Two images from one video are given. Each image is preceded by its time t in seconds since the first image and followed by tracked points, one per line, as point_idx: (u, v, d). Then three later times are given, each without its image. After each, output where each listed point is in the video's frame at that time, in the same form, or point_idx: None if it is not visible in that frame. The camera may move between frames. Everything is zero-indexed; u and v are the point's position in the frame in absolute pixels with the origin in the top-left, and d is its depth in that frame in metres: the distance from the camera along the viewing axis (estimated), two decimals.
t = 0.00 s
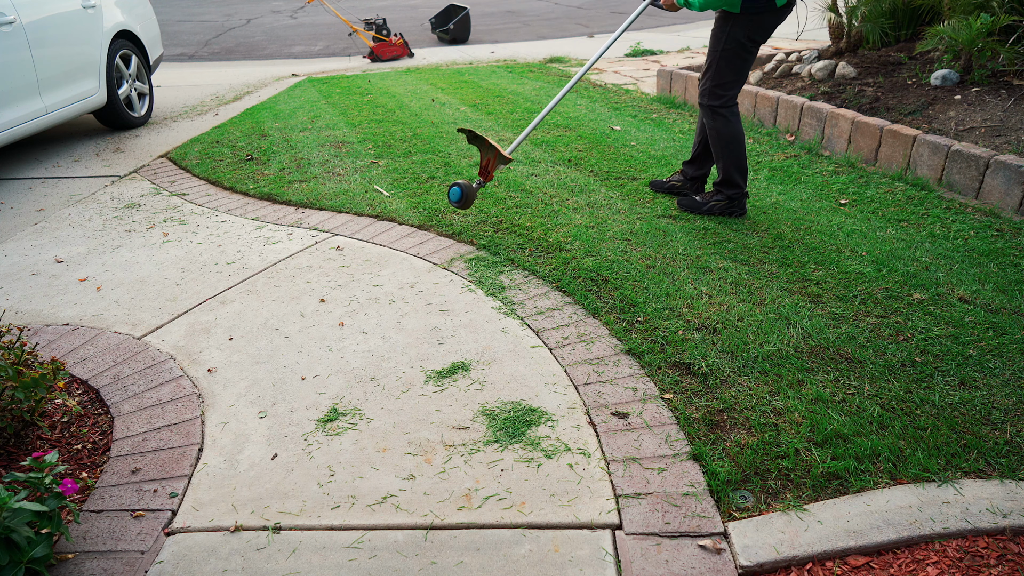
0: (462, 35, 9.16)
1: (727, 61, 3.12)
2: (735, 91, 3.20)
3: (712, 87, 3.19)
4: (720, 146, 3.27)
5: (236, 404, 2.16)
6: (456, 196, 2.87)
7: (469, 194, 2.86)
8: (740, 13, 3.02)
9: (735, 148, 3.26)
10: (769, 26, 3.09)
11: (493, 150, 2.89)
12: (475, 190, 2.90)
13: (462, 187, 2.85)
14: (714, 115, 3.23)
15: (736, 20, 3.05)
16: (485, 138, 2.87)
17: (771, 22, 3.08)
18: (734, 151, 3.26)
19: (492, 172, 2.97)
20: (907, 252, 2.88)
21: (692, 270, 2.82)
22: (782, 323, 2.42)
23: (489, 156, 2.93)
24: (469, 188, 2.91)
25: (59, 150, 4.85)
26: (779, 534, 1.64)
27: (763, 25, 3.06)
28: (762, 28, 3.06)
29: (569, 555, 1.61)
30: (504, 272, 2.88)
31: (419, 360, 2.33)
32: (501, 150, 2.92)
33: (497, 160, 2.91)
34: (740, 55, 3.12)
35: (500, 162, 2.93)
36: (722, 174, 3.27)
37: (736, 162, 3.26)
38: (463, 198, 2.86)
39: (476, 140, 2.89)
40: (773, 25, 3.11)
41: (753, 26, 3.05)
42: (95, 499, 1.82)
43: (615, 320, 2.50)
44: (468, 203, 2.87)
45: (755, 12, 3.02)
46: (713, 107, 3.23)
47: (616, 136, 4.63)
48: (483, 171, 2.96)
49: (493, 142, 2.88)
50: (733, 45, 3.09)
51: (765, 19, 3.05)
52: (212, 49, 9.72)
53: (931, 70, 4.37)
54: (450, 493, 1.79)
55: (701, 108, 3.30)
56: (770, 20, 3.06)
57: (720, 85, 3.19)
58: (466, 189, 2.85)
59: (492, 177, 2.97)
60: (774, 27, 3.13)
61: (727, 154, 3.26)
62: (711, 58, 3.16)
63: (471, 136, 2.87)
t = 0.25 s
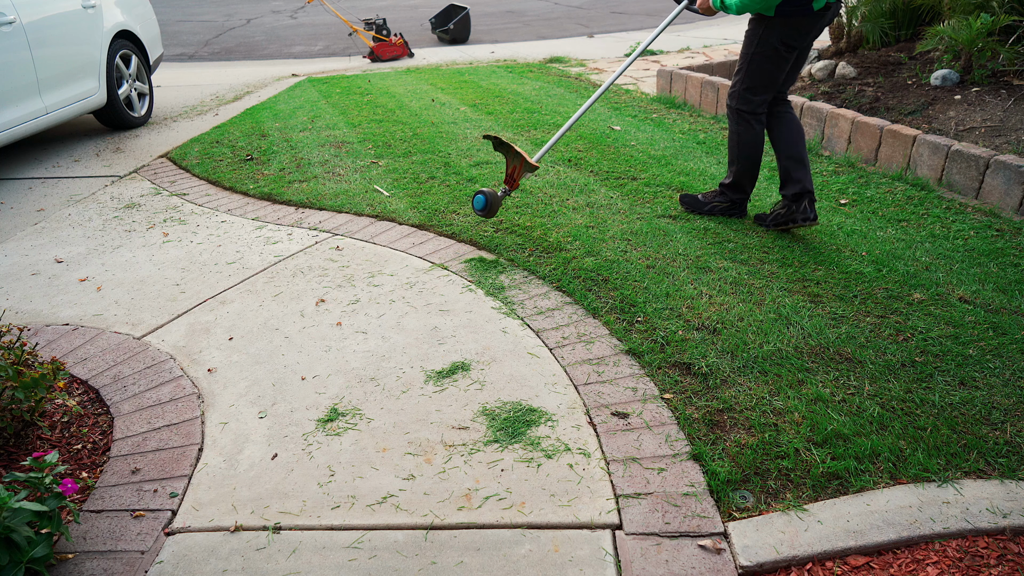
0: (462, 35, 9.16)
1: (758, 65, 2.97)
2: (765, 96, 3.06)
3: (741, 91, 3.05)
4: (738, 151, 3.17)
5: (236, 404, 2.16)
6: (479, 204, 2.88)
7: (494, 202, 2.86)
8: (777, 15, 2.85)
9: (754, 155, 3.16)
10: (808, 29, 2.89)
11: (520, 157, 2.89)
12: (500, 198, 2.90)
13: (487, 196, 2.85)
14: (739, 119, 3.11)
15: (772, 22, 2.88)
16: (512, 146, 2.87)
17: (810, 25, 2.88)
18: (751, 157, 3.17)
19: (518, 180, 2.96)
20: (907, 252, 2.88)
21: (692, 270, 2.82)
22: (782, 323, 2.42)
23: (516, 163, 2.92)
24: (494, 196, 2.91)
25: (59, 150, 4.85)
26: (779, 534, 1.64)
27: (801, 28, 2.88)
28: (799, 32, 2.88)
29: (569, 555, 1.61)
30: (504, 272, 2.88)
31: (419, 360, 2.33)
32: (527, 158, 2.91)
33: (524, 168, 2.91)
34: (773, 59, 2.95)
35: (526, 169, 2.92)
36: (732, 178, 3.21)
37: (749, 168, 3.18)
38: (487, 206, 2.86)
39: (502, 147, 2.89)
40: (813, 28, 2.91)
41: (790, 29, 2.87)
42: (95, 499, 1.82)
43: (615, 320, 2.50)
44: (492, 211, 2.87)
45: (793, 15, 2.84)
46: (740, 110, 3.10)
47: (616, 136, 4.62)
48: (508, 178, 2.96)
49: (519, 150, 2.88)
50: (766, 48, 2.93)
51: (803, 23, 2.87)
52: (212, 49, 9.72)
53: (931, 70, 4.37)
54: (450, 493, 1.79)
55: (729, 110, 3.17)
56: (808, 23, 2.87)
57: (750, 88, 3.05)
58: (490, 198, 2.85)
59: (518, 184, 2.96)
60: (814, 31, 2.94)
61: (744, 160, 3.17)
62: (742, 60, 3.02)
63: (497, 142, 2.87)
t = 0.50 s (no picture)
0: (462, 35, 9.15)
1: (790, 63, 2.77)
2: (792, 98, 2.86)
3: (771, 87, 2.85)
4: (772, 152, 2.90)
5: (236, 404, 2.16)
6: (507, 214, 2.87)
7: (521, 213, 2.85)
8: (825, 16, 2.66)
9: (789, 156, 2.88)
10: (855, 36, 2.68)
11: (548, 167, 2.84)
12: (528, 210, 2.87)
13: (513, 205, 2.84)
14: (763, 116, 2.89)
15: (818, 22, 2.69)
16: (540, 155, 2.83)
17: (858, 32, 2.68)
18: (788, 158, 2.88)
19: (547, 190, 2.92)
20: (907, 252, 2.88)
21: (692, 270, 2.82)
22: (782, 323, 2.42)
23: (545, 173, 2.88)
24: (522, 206, 2.90)
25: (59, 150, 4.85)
26: (779, 534, 1.64)
27: (846, 33, 2.68)
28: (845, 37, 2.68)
29: (569, 555, 1.61)
30: (504, 272, 2.88)
31: (419, 360, 2.33)
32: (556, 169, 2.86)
33: (553, 178, 2.85)
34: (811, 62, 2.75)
35: (554, 180, 2.87)
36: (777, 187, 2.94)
37: (788, 168, 2.90)
38: (513, 217, 2.86)
39: (532, 158, 2.87)
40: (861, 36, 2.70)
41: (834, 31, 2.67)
42: (95, 499, 1.82)
43: (615, 320, 2.50)
44: (518, 222, 2.86)
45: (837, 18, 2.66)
46: (763, 107, 2.89)
47: (616, 136, 4.62)
48: (537, 189, 2.93)
49: (548, 160, 2.83)
50: (804, 48, 2.73)
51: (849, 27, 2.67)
52: (212, 49, 9.72)
53: (931, 70, 4.37)
54: (450, 493, 1.79)
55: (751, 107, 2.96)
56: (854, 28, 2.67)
57: (780, 86, 2.84)
58: (517, 208, 2.83)
59: (546, 196, 2.92)
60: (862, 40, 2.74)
61: (779, 162, 2.90)
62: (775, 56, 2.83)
63: (525, 153, 2.86)
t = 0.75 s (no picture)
0: (462, 35, 9.15)
1: (871, 90, 2.54)
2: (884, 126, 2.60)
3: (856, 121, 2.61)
4: (861, 193, 2.66)
5: (236, 404, 2.16)
6: (531, 226, 2.66)
7: (547, 225, 2.62)
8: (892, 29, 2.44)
9: (884, 195, 2.64)
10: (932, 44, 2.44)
11: (578, 177, 2.62)
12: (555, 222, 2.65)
13: (539, 217, 2.62)
14: (857, 155, 2.64)
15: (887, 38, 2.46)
16: (569, 164, 2.61)
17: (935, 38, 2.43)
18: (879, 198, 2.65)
19: (577, 202, 2.70)
20: (907, 252, 2.88)
21: (692, 270, 2.82)
22: (782, 323, 2.42)
23: (574, 185, 2.66)
24: (549, 218, 2.67)
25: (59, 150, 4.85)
26: (779, 534, 1.64)
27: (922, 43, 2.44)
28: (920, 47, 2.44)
29: (569, 555, 1.61)
30: (504, 272, 2.88)
31: (419, 360, 2.33)
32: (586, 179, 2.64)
33: (583, 189, 2.63)
34: (892, 80, 2.51)
35: (585, 193, 2.64)
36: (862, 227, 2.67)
37: (879, 211, 2.65)
38: (539, 229, 2.63)
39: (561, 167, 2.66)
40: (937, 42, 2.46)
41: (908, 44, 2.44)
42: (95, 499, 1.82)
43: (615, 320, 2.50)
44: (545, 234, 2.63)
45: (912, 30, 2.41)
46: (856, 145, 2.64)
47: (616, 136, 4.62)
48: (566, 201, 2.71)
49: (577, 170, 2.61)
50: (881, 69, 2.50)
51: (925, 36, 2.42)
52: (212, 49, 9.72)
53: (931, 70, 4.38)
54: (450, 493, 1.79)
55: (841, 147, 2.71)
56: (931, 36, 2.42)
57: (866, 117, 2.59)
58: (542, 219, 2.61)
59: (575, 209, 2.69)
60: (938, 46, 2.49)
61: (870, 202, 2.66)
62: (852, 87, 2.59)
63: (555, 162, 2.62)
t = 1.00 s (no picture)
0: (462, 35, 9.15)
1: (911, 99, 2.38)
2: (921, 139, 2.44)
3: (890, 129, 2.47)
4: (882, 205, 2.57)
5: (236, 404, 2.16)
6: (551, 231, 2.68)
7: (567, 230, 2.64)
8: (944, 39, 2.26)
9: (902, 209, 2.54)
10: (988, 58, 2.25)
11: (602, 184, 2.64)
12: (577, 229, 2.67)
13: (559, 221, 2.64)
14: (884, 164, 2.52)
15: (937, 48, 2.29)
16: (593, 171, 2.65)
17: (992, 53, 2.23)
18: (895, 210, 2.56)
19: (599, 210, 2.71)
20: (907, 252, 2.88)
21: (692, 270, 2.82)
22: (782, 323, 2.42)
23: (597, 192, 2.68)
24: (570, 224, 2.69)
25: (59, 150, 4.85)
26: (779, 534, 1.64)
27: (977, 57, 2.25)
28: (973, 62, 2.25)
29: (569, 555, 1.61)
30: (505, 272, 2.88)
31: (419, 360, 2.33)
32: (610, 188, 2.65)
33: (606, 196, 2.64)
34: (937, 94, 2.33)
35: (607, 200, 2.66)
36: (874, 235, 2.61)
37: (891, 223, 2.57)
38: (559, 234, 2.64)
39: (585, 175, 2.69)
40: (996, 57, 2.25)
41: (961, 56, 2.26)
42: (95, 499, 1.82)
43: (615, 321, 2.50)
44: (564, 240, 2.64)
45: (964, 39, 2.23)
46: (884, 154, 2.51)
47: (616, 136, 4.62)
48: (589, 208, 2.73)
49: (601, 177, 2.64)
50: (927, 80, 2.33)
51: (981, 50, 2.23)
52: (212, 49, 9.72)
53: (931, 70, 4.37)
54: (450, 493, 1.79)
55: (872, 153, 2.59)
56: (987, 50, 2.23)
57: (902, 127, 2.44)
58: (562, 225, 2.63)
59: (597, 215, 2.71)
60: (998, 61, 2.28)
61: (889, 213, 2.56)
62: (893, 94, 2.45)
63: (580, 166, 2.66)
